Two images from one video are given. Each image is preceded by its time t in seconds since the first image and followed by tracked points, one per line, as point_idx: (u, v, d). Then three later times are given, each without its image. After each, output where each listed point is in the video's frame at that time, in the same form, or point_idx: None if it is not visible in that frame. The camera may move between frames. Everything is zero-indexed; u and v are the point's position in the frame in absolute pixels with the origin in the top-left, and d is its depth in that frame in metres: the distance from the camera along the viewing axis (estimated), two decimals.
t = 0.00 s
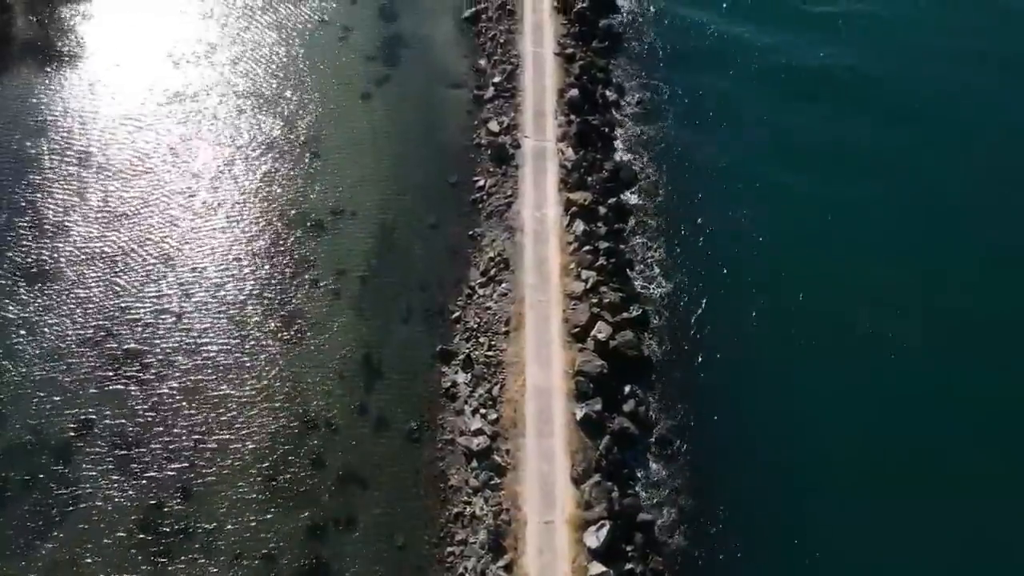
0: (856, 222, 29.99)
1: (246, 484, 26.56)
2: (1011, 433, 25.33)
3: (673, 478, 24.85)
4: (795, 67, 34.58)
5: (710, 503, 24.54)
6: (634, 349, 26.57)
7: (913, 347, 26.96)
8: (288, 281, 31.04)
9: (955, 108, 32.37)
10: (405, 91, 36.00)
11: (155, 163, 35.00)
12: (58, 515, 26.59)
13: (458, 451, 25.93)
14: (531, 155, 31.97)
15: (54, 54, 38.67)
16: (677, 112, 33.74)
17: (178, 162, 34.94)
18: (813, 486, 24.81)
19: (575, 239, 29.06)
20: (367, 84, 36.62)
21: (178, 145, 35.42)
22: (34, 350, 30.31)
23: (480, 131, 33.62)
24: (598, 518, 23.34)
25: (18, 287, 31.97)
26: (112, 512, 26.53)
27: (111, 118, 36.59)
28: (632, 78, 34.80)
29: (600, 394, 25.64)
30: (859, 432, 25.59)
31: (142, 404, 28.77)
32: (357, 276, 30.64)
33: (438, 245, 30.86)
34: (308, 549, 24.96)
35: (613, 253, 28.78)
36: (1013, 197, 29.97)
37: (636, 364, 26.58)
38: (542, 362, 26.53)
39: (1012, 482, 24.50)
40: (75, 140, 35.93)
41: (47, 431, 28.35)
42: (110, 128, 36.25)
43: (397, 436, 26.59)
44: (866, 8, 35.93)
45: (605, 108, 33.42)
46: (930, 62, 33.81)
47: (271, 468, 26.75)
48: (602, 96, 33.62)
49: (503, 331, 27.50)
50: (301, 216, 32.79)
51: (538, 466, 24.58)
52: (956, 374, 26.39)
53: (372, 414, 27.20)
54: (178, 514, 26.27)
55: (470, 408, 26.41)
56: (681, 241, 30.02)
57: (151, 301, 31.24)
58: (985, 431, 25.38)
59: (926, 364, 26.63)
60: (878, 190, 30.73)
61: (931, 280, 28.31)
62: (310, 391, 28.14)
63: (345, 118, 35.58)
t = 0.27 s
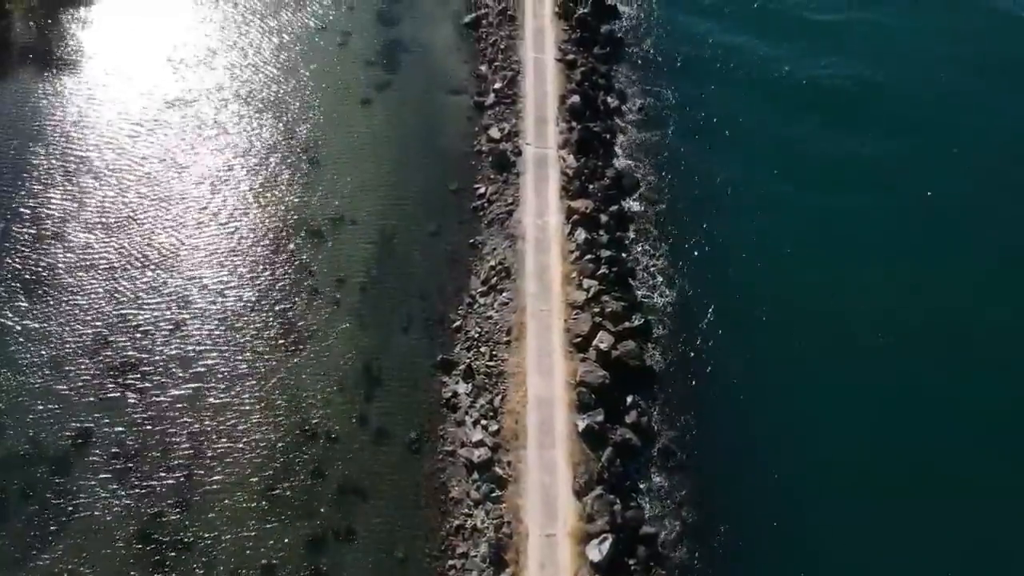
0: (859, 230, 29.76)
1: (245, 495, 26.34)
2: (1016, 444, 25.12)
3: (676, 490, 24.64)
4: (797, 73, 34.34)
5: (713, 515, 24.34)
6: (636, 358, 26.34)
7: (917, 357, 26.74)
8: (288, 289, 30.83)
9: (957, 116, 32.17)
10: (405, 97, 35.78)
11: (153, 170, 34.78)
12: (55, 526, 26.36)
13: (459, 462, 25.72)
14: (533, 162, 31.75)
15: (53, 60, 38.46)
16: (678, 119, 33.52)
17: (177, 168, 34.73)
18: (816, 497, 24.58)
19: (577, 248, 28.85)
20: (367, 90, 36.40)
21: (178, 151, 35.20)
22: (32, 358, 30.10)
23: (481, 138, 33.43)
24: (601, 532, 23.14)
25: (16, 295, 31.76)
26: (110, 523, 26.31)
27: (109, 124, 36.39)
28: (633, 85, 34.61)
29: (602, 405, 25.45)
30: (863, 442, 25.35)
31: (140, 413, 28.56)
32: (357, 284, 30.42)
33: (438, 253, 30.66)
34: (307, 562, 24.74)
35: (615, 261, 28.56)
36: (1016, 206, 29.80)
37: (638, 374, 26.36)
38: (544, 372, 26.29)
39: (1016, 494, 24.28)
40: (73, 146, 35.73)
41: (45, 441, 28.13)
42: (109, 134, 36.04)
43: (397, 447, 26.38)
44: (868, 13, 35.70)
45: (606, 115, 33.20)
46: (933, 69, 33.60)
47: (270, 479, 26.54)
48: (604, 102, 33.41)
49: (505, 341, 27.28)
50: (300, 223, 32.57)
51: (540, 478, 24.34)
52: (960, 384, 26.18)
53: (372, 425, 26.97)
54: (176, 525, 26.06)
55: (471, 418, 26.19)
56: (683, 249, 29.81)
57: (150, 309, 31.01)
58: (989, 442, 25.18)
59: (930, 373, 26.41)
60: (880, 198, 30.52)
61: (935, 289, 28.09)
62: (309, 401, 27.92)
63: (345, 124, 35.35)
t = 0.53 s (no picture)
0: (862, 237, 29.56)
1: (244, 506, 26.16)
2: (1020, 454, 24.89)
3: (678, 502, 24.50)
4: (800, 79, 34.14)
5: (715, 527, 24.20)
6: (639, 369, 26.16)
7: (920, 366, 26.52)
8: (287, 297, 30.64)
9: (960, 123, 31.99)
10: (405, 103, 35.59)
11: (153, 177, 34.59)
12: (53, 537, 26.17)
13: (459, 474, 25.55)
14: (534, 168, 31.56)
15: (51, 65, 38.24)
16: (679, 126, 33.36)
17: (176, 175, 34.54)
18: (819, 508, 24.36)
19: (578, 256, 28.66)
20: (367, 96, 36.21)
21: (177, 158, 35.02)
22: (30, 367, 29.90)
23: (482, 145, 33.27)
24: (603, 546, 23.05)
25: (13, 303, 31.54)
26: (108, 534, 26.12)
27: (108, 130, 36.19)
28: (634, 91, 34.45)
29: (604, 417, 25.33)
30: (866, 452, 25.14)
31: (139, 423, 28.37)
32: (357, 292, 30.24)
33: (439, 261, 30.48)
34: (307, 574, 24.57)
35: (617, 270, 28.39)
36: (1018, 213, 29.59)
37: (640, 384, 26.18)
38: (545, 382, 26.12)
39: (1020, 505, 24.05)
40: (72, 153, 35.54)
41: (43, 451, 27.93)
42: (107, 140, 35.85)
43: (397, 457, 26.19)
44: (871, 19, 35.51)
45: (607, 121, 33.03)
46: (936, 75, 33.38)
47: (269, 489, 26.36)
48: (605, 108, 33.25)
49: (506, 351, 27.11)
50: (300, 230, 32.38)
51: (541, 490, 24.17)
52: (963, 394, 25.96)
53: (372, 435, 26.78)
54: (175, 536, 25.87)
55: (471, 429, 26.02)
56: (685, 257, 29.65)
57: (149, 317, 30.83)
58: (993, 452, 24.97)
59: (934, 382, 26.18)
60: (883, 205, 30.32)
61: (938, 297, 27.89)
62: (309, 410, 27.74)
63: (345, 131, 35.15)
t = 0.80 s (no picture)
0: (862, 245, 29.58)
1: (243, 518, 25.95)
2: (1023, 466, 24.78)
3: (681, 514, 24.24)
4: (801, 89, 34.12)
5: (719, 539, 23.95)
6: (641, 379, 25.95)
7: (921, 377, 26.49)
8: (287, 306, 30.48)
9: (959, 135, 32.06)
10: (405, 110, 35.44)
11: (152, 184, 34.45)
12: (50, 549, 25.94)
13: (461, 486, 25.34)
14: (535, 177, 31.40)
15: (51, 72, 38.09)
16: (681, 133, 33.18)
17: (176, 183, 34.38)
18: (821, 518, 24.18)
19: (580, 265, 28.48)
20: (367, 102, 36.06)
21: (176, 165, 34.86)
22: (28, 377, 29.71)
23: (482, 153, 33.12)
24: (605, 559, 22.75)
25: (12, 311, 31.35)
26: (106, 546, 25.90)
27: (107, 137, 36.03)
28: (636, 98, 34.26)
29: (606, 428, 25.12)
30: (868, 464, 25.01)
31: (138, 433, 28.18)
32: (358, 302, 30.08)
33: (439, 270, 30.32)
34: None
35: (619, 279, 28.22)
36: (1017, 224, 29.60)
37: (642, 395, 25.95)
38: (547, 393, 25.93)
39: None
40: (71, 161, 35.38)
41: (41, 462, 27.76)
42: (106, 147, 35.69)
43: (398, 469, 25.99)
44: (870, 30, 35.58)
45: (609, 128, 32.86)
46: (935, 87, 33.49)
47: (269, 501, 26.17)
48: (607, 115, 33.06)
49: (507, 362, 26.95)
50: (300, 239, 32.23)
51: (543, 503, 23.95)
52: (963, 406, 25.91)
53: (372, 447, 26.60)
54: (174, 549, 25.66)
55: (472, 441, 25.83)
56: (687, 266, 29.47)
57: (147, 326, 30.67)
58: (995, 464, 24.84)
59: (934, 394, 26.14)
60: (885, 215, 30.26)
61: (938, 308, 27.84)
62: (309, 421, 27.56)
63: (345, 138, 34.99)
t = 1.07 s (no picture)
0: (862, 253, 29.69)
1: (242, 529, 25.76)
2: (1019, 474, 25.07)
3: (683, 526, 24.08)
4: (801, 94, 34.01)
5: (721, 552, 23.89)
6: (643, 389, 25.75)
7: (919, 385, 26.74)
8: (286, 314, 30.28)
9: (960, 140, 31.99)
10: (405, 116, 35.25)
11: (150, 191, 34.26)
12: (49, 561, 25.77)
13: (461, 498, 25.15)
14: (536, 184, 31.21)
15: (49, 78, 37.91)
16: (683, 140, 33.00)
17: (175, 190, 34.20)
18: (820, 526, 24.43)
19: (581, 274, 28.28)
20: (367, 109, 35.86)
21: (176, 172, 34.67)
22: (26, 386, 29.52)
23: (483, 160, 32.94)
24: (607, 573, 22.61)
25: (10, 321, 31.19)
26: (104, 558, 25.71)
27: (106, 144, 35.84)
28: (637, 104, 34.05)
29: (607, 439, 24.94)
30: (869, 472, 25.26)
31: (136, 443, 27.99)
32: (358, 310, 29.89)
33: (440, 279, 30.11)
34: None
35: (620, 288, 28.02)
36: (1016, 230, 29.63)
37: (644, 406, 25.78)
38: (548, 404, 25.73)
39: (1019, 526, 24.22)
40: (69, 168, 35.20)
41: (39, 473, 27.57)
42: (105, 154, 35.50)
43: (398, 481, 25.80)
44: (871, 34, 35.38)
45: (610, 135, 32.67)
46: (936, 90, 33.33)
47: (268, 512, 25.97)
48: (608, 121, 32.83)
49: (508, 372, 26.77)
50: (299, 247, 32.02)
51: (544, 515, 23.74)
52: (960, 414, 26.18)
53: (373, 458, 26.40)
54: (172, 561, 25.47)
55: (473, 453, 25.64)
56: (689, 275, 29.29)
57: (146, 334, 30.48)
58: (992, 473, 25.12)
59: (932, 403, 26.40)
60: (884, 222, 30.35)
61: (936, 317, 27.96)
62: (309, 431, 27.35)
63: (345, 145, 34.80)
